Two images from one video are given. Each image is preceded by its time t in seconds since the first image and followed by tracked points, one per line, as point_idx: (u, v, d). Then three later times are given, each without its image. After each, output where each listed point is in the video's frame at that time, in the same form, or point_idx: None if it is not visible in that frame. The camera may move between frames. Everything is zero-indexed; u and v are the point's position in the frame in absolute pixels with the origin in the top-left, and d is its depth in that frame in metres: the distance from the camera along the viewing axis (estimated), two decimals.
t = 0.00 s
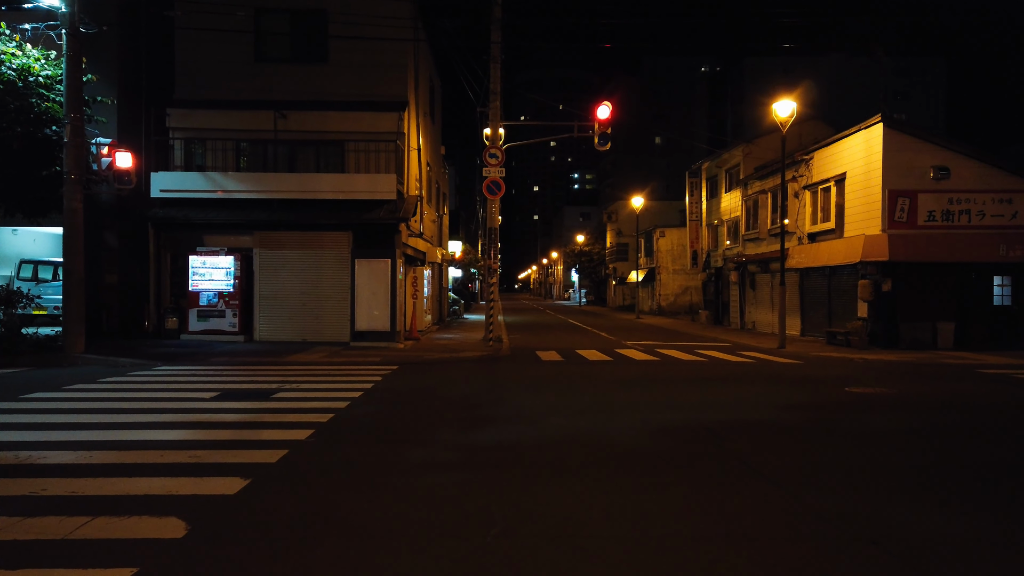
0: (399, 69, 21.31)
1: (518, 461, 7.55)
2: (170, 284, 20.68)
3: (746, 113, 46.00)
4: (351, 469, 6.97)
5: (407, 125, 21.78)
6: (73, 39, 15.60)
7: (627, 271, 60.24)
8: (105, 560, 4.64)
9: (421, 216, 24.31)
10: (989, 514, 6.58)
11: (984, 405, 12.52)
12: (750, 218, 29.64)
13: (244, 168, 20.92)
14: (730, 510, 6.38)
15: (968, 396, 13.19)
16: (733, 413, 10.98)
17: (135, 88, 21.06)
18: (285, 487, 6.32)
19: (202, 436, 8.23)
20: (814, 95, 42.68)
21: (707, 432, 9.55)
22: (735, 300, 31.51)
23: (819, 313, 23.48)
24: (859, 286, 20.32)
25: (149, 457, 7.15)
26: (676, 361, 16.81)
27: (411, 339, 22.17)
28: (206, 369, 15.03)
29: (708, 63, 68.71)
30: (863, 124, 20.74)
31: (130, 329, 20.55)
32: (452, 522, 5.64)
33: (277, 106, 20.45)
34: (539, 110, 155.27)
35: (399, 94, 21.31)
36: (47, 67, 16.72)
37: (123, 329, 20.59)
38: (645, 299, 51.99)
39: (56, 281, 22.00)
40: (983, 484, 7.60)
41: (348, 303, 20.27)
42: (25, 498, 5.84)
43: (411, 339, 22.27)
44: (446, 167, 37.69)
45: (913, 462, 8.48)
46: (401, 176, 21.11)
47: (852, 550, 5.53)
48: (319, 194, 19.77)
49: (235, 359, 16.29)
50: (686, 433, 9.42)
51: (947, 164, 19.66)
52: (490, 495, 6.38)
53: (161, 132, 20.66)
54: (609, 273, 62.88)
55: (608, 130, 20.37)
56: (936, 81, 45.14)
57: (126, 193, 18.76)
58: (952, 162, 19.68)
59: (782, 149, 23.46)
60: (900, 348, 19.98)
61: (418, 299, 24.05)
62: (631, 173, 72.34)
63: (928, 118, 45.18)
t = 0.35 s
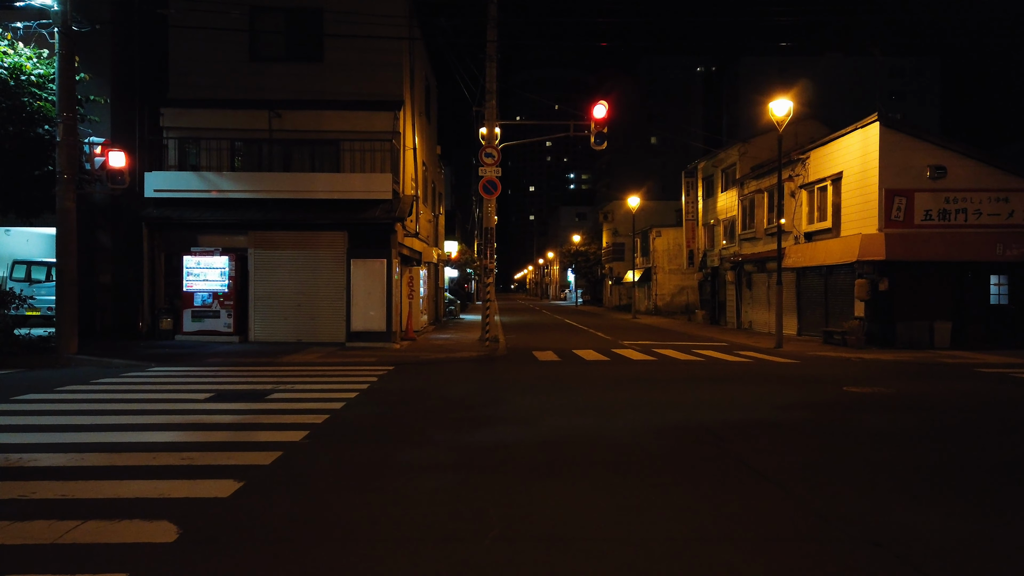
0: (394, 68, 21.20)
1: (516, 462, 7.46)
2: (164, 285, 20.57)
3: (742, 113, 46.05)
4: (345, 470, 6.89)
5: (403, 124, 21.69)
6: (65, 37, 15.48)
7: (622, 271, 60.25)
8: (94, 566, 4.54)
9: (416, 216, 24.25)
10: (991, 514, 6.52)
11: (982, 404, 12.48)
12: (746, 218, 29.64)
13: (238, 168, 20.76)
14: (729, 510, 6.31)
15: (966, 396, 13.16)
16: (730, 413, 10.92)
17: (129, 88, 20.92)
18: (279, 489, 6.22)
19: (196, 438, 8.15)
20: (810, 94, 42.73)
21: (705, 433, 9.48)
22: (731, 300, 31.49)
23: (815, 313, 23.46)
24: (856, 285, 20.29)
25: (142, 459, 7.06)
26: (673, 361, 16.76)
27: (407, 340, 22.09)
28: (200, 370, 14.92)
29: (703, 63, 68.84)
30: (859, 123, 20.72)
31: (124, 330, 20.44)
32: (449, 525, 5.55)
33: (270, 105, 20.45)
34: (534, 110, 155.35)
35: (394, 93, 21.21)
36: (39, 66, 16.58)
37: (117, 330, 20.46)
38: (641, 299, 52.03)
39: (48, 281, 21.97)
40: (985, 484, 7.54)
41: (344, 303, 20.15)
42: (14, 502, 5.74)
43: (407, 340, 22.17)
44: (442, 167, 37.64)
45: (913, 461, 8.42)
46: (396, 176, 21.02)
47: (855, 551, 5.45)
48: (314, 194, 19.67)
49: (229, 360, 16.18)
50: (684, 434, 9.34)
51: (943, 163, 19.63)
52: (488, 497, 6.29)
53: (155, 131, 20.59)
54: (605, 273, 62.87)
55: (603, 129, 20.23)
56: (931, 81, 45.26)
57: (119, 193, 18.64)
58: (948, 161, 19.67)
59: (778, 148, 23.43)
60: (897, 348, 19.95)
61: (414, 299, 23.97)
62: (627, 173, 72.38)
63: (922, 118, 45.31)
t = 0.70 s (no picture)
0: (392, 68, 21.14)
1: (513, 466, 7.37)
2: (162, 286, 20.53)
3: (742, 113, 46.01)
4: (340, 475, 6.81)
5: (401, 125, 21.63)
6: (62, 39, 15.42)
7: (623, 271, 60.23)
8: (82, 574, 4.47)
9: (416, 217, 24.19)
10: (995, 517, 6.43)
11: (984, 405, 12.40)
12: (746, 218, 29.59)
13: (237, 169, 20.78)
14: (729, 515, 6.23)
15: (968, 396, 13.08)
16: (731, 415, 10.84)
17: (127, 89, 20.87)
18: (273, 495, 6.14)
19: (191, 442, 8.08)
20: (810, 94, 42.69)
21: (705, 435, 9.40)
22: (731, 300, 31.43)
23: (816, 313, 23.38)
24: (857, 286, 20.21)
25: (135, 464, 6.99)
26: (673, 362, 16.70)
27: (406, 342, 22.01)
28: (197, 372, 14.86)
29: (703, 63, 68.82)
30: (859, 123, 20.66)
31: (122, 332, 20.37)
32: (444, 531, 5.47)
33: (269, 106, 20.35)
34: (535, 111, 155.32)
35: (393, 94, 21.14)
36: (36, 67, 16.54)
37: (115, 332, 20.39)
38: (641, 299, 51.95)
39: (47, 283, 21.55)
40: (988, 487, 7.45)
41: (343, 305, 20.09)
42: (5, 508, 5.67)
43: (407, 341, 22.10)
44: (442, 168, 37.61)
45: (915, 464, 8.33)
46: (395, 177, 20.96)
47: (857, 557, 5.37)
48: (313, 195, 19.62)
49: (227, 362, 16.12)
50: (684, 437, 9.26)
51: (944, 162, 19.55)
52: (485, 502, 6.21)
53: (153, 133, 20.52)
54: (606, 274, 62.82)
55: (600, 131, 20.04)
56: (931, 81, 45.18)
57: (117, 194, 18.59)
58: (948, 161, 19.59)
59: (778, 148, 23.37)
60: (898, 348, 19.87)
61: (414, 300, 23.91)
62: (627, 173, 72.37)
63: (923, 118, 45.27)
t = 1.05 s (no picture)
0: (390, 68, 21.05)
1: (510, 469, 7.29)
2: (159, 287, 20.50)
3: (741, 113, 45.97)
4: (336, 478, 6.73)
5: (399, 124, 21.55)
6: (58, 38, 15.33)
7: (622, 271, 60.22)
8: None
9: (415, 216, 24.09)
10: (997, 518, 6.36)
11: (985, 405, 12.34)
12: (746, 218, 29.49)
13: (235, 169, 20.70)
14: (729, 518, 6.15)
15: (968, 396, 13.02)
16: (731, 416, 10.75)
17: (123, 89, 20.80)
18: (264, 499, 6.06)
19: (184, 444, 7.99)
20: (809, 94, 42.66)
21: (704, 437, 9.33)
22: (731, 300, 31.33)
23: (816, 313, 23.29)
24: (857, 285, 20.14)
25: (126, 467, 6.91)
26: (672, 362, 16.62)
27: (405, 342, 21.90)
28: (194, 374, 14.77)
29: (703, 64, 69.01)
30: (859, 122, 20.58)
31: (119, 333, 20.29)
32: (438, 536, 5.38)
33: (266, 107, 20.27)
34: (534, 111, 155.24)
35: (391, 94, 21.06)
36: (31, 67, 16.45)
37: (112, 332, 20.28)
38: (641, 299, 51.87)
39: (44, 285, 21.70)
40: (989, 488, 7.37)
41: (341, 306, 20.00)
42: None
43: (405, 341, 21.99)
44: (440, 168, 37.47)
45: (916, 465, 8.25)
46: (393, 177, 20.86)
47: (858, 561, 5.28)
48: (310, 195, 19.53)
49: (224, 363, 16.03)
50: (683, 438, 9.18)
51: (944, 161, 19.48)
52: (479, 507, 6.12)
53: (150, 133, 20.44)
54: (605, 274, 62.76)
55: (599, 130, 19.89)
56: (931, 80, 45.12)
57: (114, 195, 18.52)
58: (948, 160, 19.52)
59: (777, 148, 23.29)
60: (899, 348, 19.78)
61: (412, 301, 23.82)
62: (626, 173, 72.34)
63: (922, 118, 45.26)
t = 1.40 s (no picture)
0: (391, 63, 20.86)
1: (511, 470, 7.12)
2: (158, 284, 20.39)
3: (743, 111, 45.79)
4: (333, 479, 6.56)
5: (400, 120, 21.39)
6: (54, 32, 15.17)
7: (623, 269, 60.10)
8: None
9: (416, 213, 23.94)
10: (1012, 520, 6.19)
11: (992, 404, 12.18)
12: (749, 215, 29.30)
13: (234, 165, 20.63)
14: (736, 519, 5.98)
15: (975, 396, 12.85)
16: (736, 416, 10.58)
17: (123, 84, 20.64)
18: (259, 500, 5.89)
19: (178, 444, 7.80)
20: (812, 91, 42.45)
21: (708, 436, 9.15)
22: (734, 299, 31.16)
23: (819, 311, 23.12)
24: (861, 283, 19.97)
25: (118, 467, 6.73)
26: (674, 361, 16.47)
27: (405, 340, 21.74)
28: (192, 371, 14.62)
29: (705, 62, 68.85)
30: (863, 119, 20.41)
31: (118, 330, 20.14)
32: (437, 539, 5.22)
33: (266, 102, 20.30)
34: (535, 109, 155.06)
35: (391, 89, 20.88)
36: (28, 61, 16.29)
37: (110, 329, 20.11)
38: (642, 297, 51.77)
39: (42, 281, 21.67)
40: (1002, 488, 7.21)
41: (341, 303, 19.83)
42: None
43: (405, 339, 21.84)
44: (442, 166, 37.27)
45: (925, 465, 8.09)
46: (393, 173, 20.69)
47: (871, 564, 5.11)
48: (310, 192, 19.40)
49: (222, 360, 15.88)
50: (687, 438, 9.02)
51: (950, 158, 19.30)
52: (480, 508, 5.96)
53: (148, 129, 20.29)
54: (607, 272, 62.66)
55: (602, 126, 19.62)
56: (933, 77, 44.93)
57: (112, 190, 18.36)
58: (953, 156, 19.34)
59: (781, 144, 23.12)
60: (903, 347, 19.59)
61: (412, 298, 23.68)
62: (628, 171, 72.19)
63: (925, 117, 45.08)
